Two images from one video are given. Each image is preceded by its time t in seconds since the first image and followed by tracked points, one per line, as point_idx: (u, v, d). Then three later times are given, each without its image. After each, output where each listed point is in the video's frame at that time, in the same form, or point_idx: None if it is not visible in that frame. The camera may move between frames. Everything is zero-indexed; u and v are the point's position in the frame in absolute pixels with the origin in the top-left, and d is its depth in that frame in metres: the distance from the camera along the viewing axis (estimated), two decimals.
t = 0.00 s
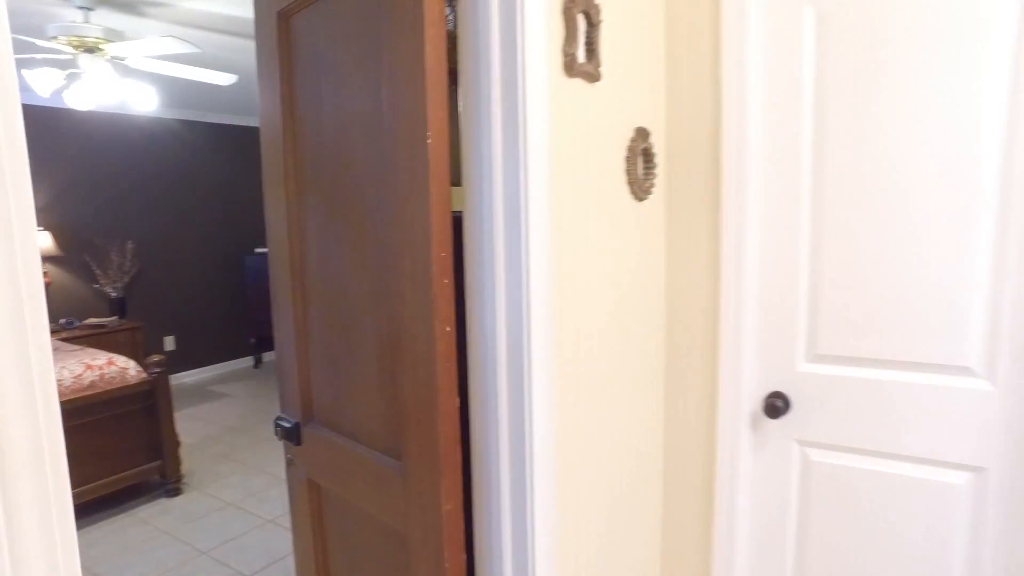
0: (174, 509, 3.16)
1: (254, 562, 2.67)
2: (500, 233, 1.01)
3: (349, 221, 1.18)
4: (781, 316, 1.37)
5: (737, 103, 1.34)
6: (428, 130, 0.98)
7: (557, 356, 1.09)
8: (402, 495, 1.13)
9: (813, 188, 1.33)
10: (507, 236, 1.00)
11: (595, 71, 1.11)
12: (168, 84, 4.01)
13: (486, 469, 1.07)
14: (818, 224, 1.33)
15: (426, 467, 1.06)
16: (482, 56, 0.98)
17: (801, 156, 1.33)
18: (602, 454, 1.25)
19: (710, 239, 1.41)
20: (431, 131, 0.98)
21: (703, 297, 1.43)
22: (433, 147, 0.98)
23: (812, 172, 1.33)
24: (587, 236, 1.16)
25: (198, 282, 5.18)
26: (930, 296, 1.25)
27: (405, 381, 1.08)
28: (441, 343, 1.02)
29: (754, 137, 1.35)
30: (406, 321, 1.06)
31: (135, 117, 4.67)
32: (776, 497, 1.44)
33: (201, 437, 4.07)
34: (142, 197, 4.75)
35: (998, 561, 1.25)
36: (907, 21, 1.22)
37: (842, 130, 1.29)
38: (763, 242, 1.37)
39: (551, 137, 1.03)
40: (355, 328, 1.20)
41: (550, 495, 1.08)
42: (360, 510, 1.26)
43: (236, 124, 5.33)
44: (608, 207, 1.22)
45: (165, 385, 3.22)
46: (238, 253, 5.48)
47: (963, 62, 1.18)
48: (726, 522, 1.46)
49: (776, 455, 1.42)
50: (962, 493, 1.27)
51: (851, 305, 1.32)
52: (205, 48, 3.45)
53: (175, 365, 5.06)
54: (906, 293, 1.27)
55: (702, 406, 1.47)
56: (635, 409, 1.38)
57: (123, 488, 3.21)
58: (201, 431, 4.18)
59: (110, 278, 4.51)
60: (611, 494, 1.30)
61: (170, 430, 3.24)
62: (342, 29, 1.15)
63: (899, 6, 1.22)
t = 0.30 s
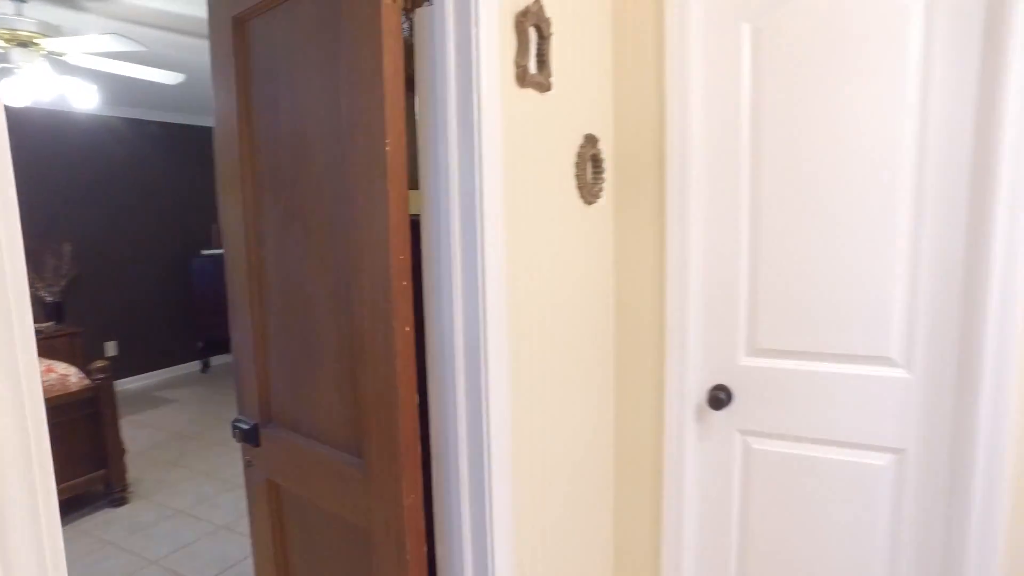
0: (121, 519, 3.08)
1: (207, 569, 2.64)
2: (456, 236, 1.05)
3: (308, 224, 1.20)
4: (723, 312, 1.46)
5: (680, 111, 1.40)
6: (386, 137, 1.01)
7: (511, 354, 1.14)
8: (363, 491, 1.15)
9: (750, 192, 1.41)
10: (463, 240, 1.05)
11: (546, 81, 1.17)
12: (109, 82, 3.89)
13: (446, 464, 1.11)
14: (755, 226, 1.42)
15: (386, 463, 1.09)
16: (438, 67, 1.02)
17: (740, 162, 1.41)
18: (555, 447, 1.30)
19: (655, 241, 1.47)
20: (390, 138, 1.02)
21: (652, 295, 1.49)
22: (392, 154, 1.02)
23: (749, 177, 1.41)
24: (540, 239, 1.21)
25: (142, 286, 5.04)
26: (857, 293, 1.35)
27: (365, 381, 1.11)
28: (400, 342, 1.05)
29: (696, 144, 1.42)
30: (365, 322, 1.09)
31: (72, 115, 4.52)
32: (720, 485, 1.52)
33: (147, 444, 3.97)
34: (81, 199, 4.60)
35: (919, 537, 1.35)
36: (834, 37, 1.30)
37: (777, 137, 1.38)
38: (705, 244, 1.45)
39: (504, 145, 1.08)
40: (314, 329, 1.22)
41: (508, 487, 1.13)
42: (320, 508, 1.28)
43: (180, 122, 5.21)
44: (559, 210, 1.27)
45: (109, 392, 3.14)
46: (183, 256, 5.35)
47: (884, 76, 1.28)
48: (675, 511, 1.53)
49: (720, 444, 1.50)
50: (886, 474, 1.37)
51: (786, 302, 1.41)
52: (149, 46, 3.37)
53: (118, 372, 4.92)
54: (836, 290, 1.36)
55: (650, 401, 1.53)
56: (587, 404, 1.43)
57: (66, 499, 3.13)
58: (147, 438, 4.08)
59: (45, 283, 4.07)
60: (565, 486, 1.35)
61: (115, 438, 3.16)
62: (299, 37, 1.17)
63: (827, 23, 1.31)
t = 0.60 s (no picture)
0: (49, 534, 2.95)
1: None
2: (413, 235, 1.08)
3: (261, 224, 1.21)
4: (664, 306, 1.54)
5: (621, 115, 1.47)
6: (344, 139, 1.04)
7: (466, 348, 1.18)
8: (322, 487, 1.17)
9: (688, 193, 1.49)
10: (420, 239, 1.08)
11: (497, 86, 1.21)
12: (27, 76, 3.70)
13: (404, 457, 1.14)
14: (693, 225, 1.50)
15: (346, 458, 1.11)
16: (394, 72, 1.05)
17: (678, 164, 1.49)
18: (508, 438, 1.35)
19: (599, 238, 1.53)
20: (347, 141, 1.04)
21: (596, 291, 1.55)
22: (350, 155, 1.04)
23: (687, 179, 1.49)
24: (492, 237, 1.25)
25: (64, 290, 4.82)
26: (786, 287, 1.44)
27: (323, 378, 1.13)
28: (359, 339, 1.08)
29: (637, 147, 1.49)
30: (323, 320, 1.11)
31: None
32: (663, 471, 1.60)
33: (74, 456, 3.80)
34: None
35: (842, 511, 1.46)
36: (762, 48, 1.39)
37: (712, 141, 1.46)
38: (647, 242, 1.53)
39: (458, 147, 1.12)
40: (269, 328, 1.23)
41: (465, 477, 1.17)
42: (276, 506, 1.29)
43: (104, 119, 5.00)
44: (508, 210, 1.31)
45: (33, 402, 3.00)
46: (109, 258, 5.13)
47: (807, 85, 1.37)
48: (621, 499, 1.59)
49: (662, 432, 1.59)
50: (812, 454, 1.47)
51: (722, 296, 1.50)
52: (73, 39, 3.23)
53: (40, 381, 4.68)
54: (766, 285, 1.46)
55: (597, 394, 1.58)
56: (536, 397, 1.48)
57: None
58: (74, 449, 3.90)
59: None
60: (518, 476, 1.40)
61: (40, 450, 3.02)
62: (251, 38, 1.18)
63: (756, 34, 1.40)
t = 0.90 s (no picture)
0: None
1: None
2: (363, 240, 1.12)
3: (209, 230, 1.22)
4: (602, 307, 1.61)
5: (560, 125, 1.54)
6: (295, 148, 1.06)
7: (415, 348, 1.22)
8: (273, 488, 1.19)
9: (622, 198, 1.57)
10: (370, 244, 1.12)
11: (442, 97, 1.26)
12: None
13: (357, 456, 1.18)
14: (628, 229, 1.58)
15: (298, 459, 1.14)
16: (344, 83, 1.09)
17: (613, 171, 1.57)
18: (455, 436, 1.39)
19: (539, 243, 1.60)
20: (298, 149, 1.07)
21: (537, 293, 1.61)
22: (301, 163, 1.07)
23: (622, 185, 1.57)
24: (437, 242, 1.30)
25: None
26: (714, 287, 1.54)
27: (274, 381, 1.15)
28: (311, 341, 1.10)
29: (575, 155, 1.56)
30: (275, 324, 1.13)
31: None
32: (603, 463, 1.67)
33: None
34: None
35: (768, 495, 1.57)
36: (689, 63, 1.49)
37: (645, 150, 1.54)
38: (585, 245, 1.60)
39: (406, 156, 1.16)
40: (218, 333, 1.24)
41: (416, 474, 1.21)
42: (226, 510, 1.30)
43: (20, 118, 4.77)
44: (453, 215, 1.36)
45: None
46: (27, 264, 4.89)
47: (731, 98, 1.47)
48: (563, 492, 1.66)
49: (601, 426, 1.66)
50: (739, 442, 1.57)
51: (655, 296, 1.58)
52: None
53: None
54: (696, 285, 1.55)
55: (539, 391, 1.65)
56: (482, 396, 1.53)
57: None
58: None
59: None
60: (465, 473, 1.45)
61: None
62: (197, 45, 1.19)
63: (683, 50, 1.49)
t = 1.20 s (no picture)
0: None
1: None
2: (306, 249, 1.15)
3: (148, 238, 1.22)
4: (536, 309, 1.69)
5: (494, 135, 1.60)
6: (238, 159, 1.09)
7: (358, 352, 1.25)
8: (218, 493, 1.20)
9: (554, 205, 1.65)
10: (313, 251, 1.15)
11: (380, 110, 1.31)
12: None
13: (303, 457, 1.21)
14: (560, 234, 1.66)
15: (243, 463, 1.16)
16: (286, 97, 1.12)
17: (545, 180, 1.64)
18: (397, 436, 1.44)
19: (476, 248, 1.65)
20: (241, 160, 1.09)
21: (474, 297, 1.67)
22: (244, 174, 1.09)
23: (553, 193, 1.65)
24: (378, 248, 1.34)
25: None
26: (640, 289, 1.63)
27: (218, 387, 1.16)
28: (255, 347, 1.13)
29: (508, 164, 1.63)
30: (218, 331, 1.15)
31: None
32: (540, 458, 1.75)
33: None
34: None
35: (693, 481, 1.68)
36: (615, 77, 1.57)
37: (574, 160, 1.62)
38: (520, 250, 1.67)
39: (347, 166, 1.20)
40: (157, 341, 1.24)
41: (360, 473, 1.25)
42: (168, 517, 1.30)
43: None
44: (392, 222, 1.40)
45: None
46: None
47: (654, 110, 1.57)
48: (502, 486, 1.73)
49: (537, 422, 1.73)
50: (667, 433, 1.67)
51: (586, 298, 1.66)
52: None
53: None
54: (624, 286, 1.64)
55: (477, 390, 1.71)
56: (422, 397, 1.58)
57: None
58: None
59: None
60: (407, 472, 1.49)
61: None
62: (132, 54, 1.19)
63: (609, 64, 1.57)
